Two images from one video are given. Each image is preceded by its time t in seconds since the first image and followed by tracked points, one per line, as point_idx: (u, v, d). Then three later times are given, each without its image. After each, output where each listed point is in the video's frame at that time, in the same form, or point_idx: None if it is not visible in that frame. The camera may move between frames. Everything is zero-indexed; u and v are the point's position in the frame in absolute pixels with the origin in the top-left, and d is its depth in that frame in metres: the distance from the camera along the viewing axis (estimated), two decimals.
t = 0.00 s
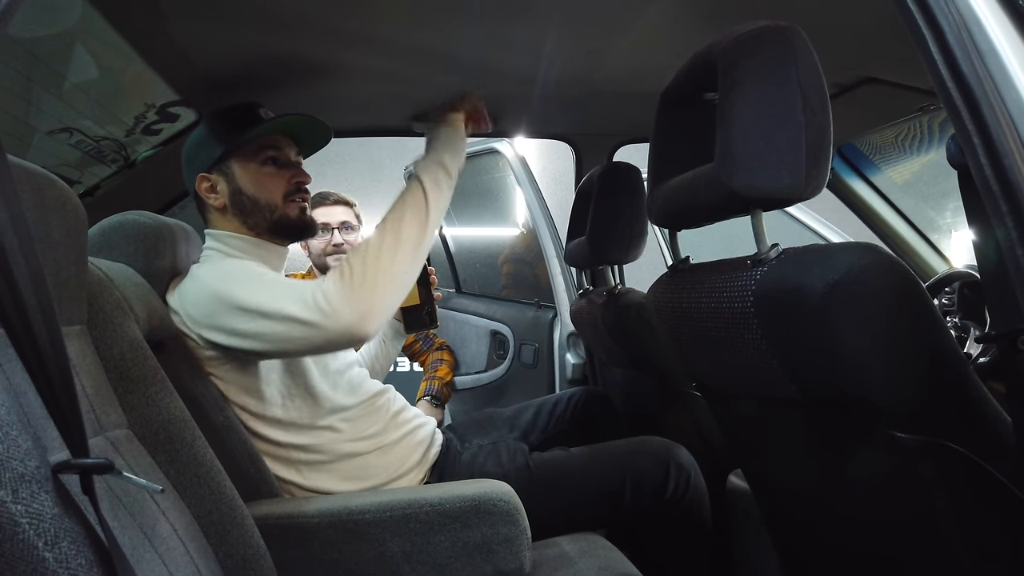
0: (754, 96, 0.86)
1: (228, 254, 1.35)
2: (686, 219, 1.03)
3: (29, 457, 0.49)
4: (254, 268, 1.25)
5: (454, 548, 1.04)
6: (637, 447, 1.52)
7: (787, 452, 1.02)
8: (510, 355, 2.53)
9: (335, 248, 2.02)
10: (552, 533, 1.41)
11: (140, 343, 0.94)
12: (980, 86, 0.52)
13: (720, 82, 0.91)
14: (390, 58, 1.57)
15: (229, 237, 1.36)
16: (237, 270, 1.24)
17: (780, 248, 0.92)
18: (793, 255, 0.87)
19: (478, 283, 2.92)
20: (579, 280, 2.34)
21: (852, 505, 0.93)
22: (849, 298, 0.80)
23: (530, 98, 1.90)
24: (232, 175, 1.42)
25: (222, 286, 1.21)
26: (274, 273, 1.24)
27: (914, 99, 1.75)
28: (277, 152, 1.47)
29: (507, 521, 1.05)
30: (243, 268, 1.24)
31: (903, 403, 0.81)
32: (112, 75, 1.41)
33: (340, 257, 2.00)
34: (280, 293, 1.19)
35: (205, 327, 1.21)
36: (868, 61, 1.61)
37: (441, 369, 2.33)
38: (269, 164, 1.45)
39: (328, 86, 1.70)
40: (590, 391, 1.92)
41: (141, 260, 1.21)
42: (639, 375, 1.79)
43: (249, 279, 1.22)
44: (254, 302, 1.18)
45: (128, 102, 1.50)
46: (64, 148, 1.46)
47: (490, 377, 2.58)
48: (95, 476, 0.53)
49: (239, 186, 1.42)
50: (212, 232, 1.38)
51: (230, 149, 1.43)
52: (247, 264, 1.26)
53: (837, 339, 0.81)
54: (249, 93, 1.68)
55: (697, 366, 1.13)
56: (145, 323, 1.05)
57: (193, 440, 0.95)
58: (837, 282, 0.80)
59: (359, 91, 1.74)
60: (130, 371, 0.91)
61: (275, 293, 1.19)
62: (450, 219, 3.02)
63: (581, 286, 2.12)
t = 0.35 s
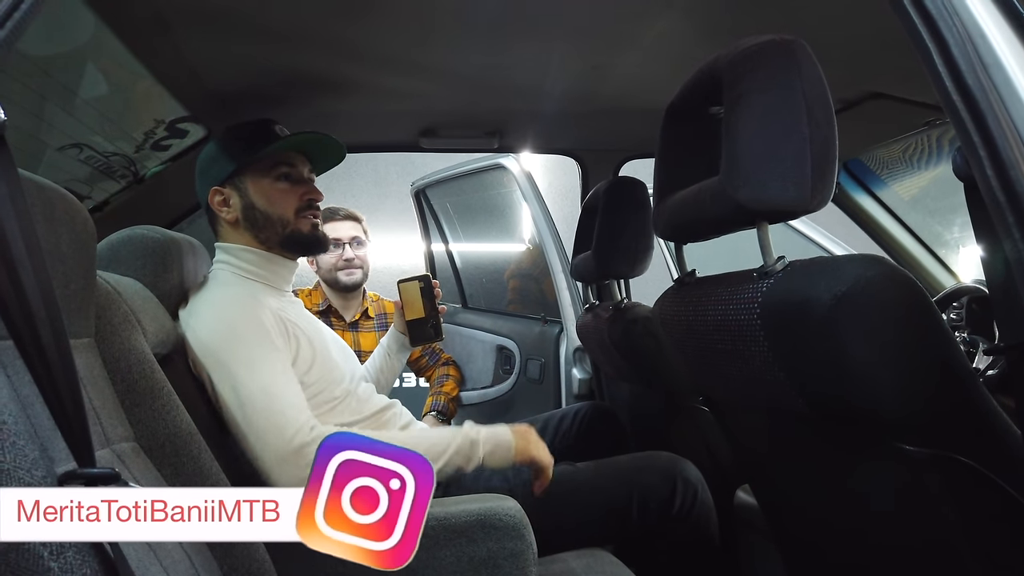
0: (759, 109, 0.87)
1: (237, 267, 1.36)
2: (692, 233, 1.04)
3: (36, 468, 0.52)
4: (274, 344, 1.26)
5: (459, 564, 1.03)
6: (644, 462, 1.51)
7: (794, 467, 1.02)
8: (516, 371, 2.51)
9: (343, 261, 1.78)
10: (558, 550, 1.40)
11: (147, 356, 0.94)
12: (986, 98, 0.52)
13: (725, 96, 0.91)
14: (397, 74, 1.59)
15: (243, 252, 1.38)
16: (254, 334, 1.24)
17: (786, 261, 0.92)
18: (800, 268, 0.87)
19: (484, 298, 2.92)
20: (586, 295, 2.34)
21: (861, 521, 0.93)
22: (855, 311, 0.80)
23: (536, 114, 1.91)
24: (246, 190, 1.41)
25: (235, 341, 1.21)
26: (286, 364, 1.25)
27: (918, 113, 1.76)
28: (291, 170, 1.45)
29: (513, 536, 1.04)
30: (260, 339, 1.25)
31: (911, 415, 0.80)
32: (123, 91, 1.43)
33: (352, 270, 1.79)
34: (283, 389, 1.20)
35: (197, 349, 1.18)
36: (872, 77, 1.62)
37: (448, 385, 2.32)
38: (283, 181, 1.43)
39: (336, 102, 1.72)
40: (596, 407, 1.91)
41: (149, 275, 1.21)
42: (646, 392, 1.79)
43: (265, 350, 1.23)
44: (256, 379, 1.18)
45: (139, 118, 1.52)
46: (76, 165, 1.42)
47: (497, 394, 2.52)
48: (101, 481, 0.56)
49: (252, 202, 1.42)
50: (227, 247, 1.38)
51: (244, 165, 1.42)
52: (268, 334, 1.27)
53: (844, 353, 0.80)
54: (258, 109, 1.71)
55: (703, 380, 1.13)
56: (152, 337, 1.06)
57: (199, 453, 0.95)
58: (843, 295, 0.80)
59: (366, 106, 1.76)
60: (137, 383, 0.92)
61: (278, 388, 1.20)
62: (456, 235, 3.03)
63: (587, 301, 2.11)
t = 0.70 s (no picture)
0: (761, 108, 0.87)
1: (248, 270, 1.35)
2: (696, 232, 1.04)
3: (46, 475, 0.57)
4: (278, 348, 1.26)
5: (464, 566, 1.03)
6: (650, 465, 1.50)
7: (799, 468, 1.01)
8: (520, 375, 2.48)
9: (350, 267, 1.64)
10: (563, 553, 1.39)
11: (153, 356, 0.95)
12: (988, 95, 0.52)
13: (728, 97, 0.92)
14: (403, 78, 1.60)
15: (257, 254, 1.37)
16: (257, 337, 1.24)
17: (790, 259, 0.91)
18: (803, 265, 0.87)
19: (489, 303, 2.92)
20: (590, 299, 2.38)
21: (865, 522, 0.92)
22: (857, 308, 0.80)
23: (541, 118, 1.92)
24: (293, 195, 1.38)
25: (238, 343, 1.21)
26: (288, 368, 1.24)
27: (923, 116, 1.75)
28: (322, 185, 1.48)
29: (518, 538, 1.04)
30: (262, 342, 1.24)
31: (914, 412, 0.80)
32: (131, 96, 1.44)
33: (359, 275, 1.65)
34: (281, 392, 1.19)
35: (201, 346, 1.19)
36: (876, 80, 1.63)
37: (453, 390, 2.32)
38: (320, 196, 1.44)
39: (341, 106, 1.73)
40: (601, 411, 1.91)
41: (156, 276, 1.22)
42: (651, 395, 1.78)
43: (267, 353, 1.23)
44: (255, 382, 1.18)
45: (147, 123, 1.53)
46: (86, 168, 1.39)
47: (501, 399, 2.45)
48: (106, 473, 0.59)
49: (295, 206, 1.39)
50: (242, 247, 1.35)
51: (294, 170, 1.38)
52: (271, 336, 1.26)
53: (848, 349, 0.80)
54: (264, 114, 1.72)
55: (707, 381, 1.13)
56: (159, 338, 1.07)
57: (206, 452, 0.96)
58: (846, 291, 0.80)
59: (371, 111, 1.77)
60: (143, 383, 0.92)
61: (277, 392, 1.19)
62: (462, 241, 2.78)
63: (592, 304, 2.11)
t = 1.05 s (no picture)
0: (765, 105, 0.87)
1: (248, 270, 1.39)
2: (700, 230, 1.04)
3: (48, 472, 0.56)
4: (286, 326, 1.33)
5: (468, 563, 1.03)
6: (654, 464, 1.50)
7: (804, 465, 1.01)
8: (526, 377, 2.54)
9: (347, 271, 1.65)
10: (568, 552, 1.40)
11: (158, 355, 0.96)
12: (990, 89, 0.53)
13: (732, 94, 0.92)
14: (408, 79, 1.61)
15: (255, 254, 1.41)
16: (264, 325, 1.31)
17: (793, 254, 0.92)
18: (806, 261, 0.87)
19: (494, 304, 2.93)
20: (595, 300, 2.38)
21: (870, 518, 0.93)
22: (860, 302, 0.80)
23: (546, 119, 1.92)
24: (272, 189, 1.43)
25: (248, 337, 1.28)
26: (303, 338, 1.32)
27: (928, 117, 1.75)
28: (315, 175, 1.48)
29: (522, 535, 1.04)
30: (267, 324, 1.32)
31: (916, 408, 0.81)
32: (138, 97, 1.45)
33: (355, 280, 1.65)
34: (302, 359, 1.27)
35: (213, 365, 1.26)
36: (881, 81, 1.63)
37: (459, 391, 2.32)
38: (308, 184, 1.45)
39: (348, 107, 1.75)
40: (606, 412, 1.92)
41: (163, 276, 1.22)
42: (656, 395, 1.78)
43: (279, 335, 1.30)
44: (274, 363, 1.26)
45: (155, 124, 1.55)
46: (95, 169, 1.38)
47: (508, 399, 2.54)
48: (112, 467, 0.58)
49: (276, 199, 1.43)
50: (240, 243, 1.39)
51: (274, 166, 1.44)
52: (278, 320, 1.34)
53: (852, 344, 0.80)
54: (270, 115, 1.73)
55: (711, 379, 1.14)
56: (166, 336, 1.08)
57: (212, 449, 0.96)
58: (849, 285, 0.80)
59: (376, 112, 1.78)
60: (150, 380, 0.93)
61: (296, 363, 1.27)
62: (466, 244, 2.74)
63: (596, 305, 2.11)
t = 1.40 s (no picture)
0: (767, 103, 0.87)
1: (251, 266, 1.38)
2: (703, 229, 1.04)
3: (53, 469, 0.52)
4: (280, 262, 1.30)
5: (473, 561, 1.03)
6: (659, 464, 1.50)
7: (809, 463, 1.02)
8: (532, 378, 2.54)
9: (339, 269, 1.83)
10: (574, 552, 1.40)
11: (166, 352, 0.97)
12: (992, 85, 0.53)
13: (734, 93, 0.93)
14: (413, 80, 1.62)
15: (257, 253, 1.40)
16: (262, 269, 1.27)
17: (796, 252, 0.92)
18: (808, 258, 0.88)
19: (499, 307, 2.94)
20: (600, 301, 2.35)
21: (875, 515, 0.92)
22: (863, 298, 0.80)
23: (551, 121, 1.93)
24: (262, 190, 1.46)
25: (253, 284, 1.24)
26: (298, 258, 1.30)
27: (933, 117, 1.74)
28: (303, 168, 1.52)
29: (527, 533, 1.05)
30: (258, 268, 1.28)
31: (918, 402, 0.81)
32: (147, 98, 1.46)
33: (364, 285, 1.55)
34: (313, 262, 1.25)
35: (240, 332, 1.23)
36: (886, 81, 1.62)
37: (464, 393, 2.33)
38: (296, 180, 1.50)
39: (354, 110, 1.76)
40: (611, 413, 1.92)
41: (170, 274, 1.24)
42: (661, 396, 1.77)
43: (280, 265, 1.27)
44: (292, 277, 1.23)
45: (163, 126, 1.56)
46: (100, 171, 1.47)
47: (513, 401, 2.58)
48: (120, 459, 0.56)
49: (267, 200, 1.46)
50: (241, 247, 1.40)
51: (262, 162, 1.49)
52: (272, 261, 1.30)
53: (854, 340, 0.81)
54: (277, 117, 1.74)
55: (715, 377, 1.14)
56: (174, 333, 1.08)
57: (219, 446, 0.97)
58: (852, 281, 0.81)
59: (381, 114, 1.79)
60: (157, 379, 0.94)
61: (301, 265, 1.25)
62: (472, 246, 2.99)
63: (601, 306, 2.11)
